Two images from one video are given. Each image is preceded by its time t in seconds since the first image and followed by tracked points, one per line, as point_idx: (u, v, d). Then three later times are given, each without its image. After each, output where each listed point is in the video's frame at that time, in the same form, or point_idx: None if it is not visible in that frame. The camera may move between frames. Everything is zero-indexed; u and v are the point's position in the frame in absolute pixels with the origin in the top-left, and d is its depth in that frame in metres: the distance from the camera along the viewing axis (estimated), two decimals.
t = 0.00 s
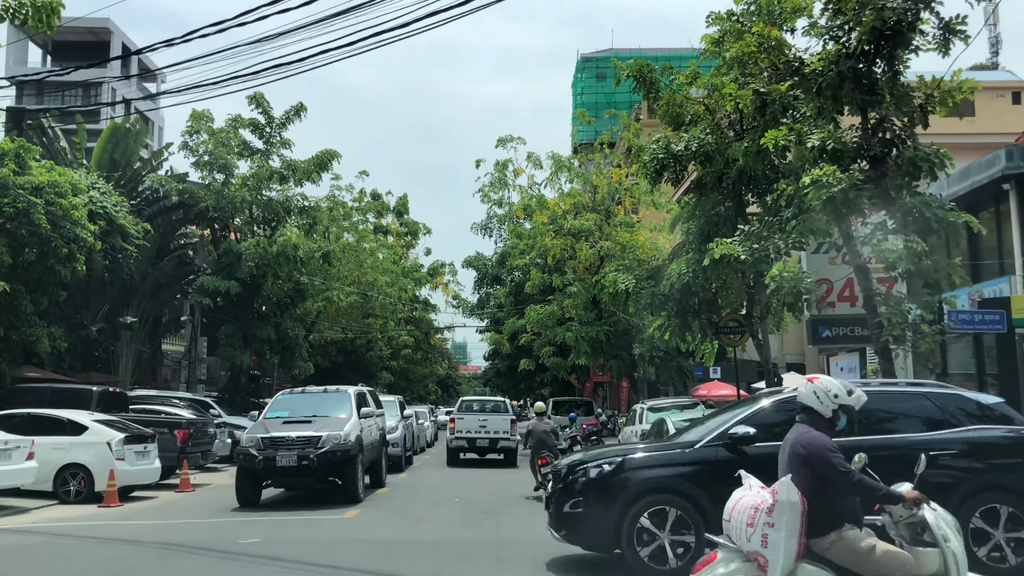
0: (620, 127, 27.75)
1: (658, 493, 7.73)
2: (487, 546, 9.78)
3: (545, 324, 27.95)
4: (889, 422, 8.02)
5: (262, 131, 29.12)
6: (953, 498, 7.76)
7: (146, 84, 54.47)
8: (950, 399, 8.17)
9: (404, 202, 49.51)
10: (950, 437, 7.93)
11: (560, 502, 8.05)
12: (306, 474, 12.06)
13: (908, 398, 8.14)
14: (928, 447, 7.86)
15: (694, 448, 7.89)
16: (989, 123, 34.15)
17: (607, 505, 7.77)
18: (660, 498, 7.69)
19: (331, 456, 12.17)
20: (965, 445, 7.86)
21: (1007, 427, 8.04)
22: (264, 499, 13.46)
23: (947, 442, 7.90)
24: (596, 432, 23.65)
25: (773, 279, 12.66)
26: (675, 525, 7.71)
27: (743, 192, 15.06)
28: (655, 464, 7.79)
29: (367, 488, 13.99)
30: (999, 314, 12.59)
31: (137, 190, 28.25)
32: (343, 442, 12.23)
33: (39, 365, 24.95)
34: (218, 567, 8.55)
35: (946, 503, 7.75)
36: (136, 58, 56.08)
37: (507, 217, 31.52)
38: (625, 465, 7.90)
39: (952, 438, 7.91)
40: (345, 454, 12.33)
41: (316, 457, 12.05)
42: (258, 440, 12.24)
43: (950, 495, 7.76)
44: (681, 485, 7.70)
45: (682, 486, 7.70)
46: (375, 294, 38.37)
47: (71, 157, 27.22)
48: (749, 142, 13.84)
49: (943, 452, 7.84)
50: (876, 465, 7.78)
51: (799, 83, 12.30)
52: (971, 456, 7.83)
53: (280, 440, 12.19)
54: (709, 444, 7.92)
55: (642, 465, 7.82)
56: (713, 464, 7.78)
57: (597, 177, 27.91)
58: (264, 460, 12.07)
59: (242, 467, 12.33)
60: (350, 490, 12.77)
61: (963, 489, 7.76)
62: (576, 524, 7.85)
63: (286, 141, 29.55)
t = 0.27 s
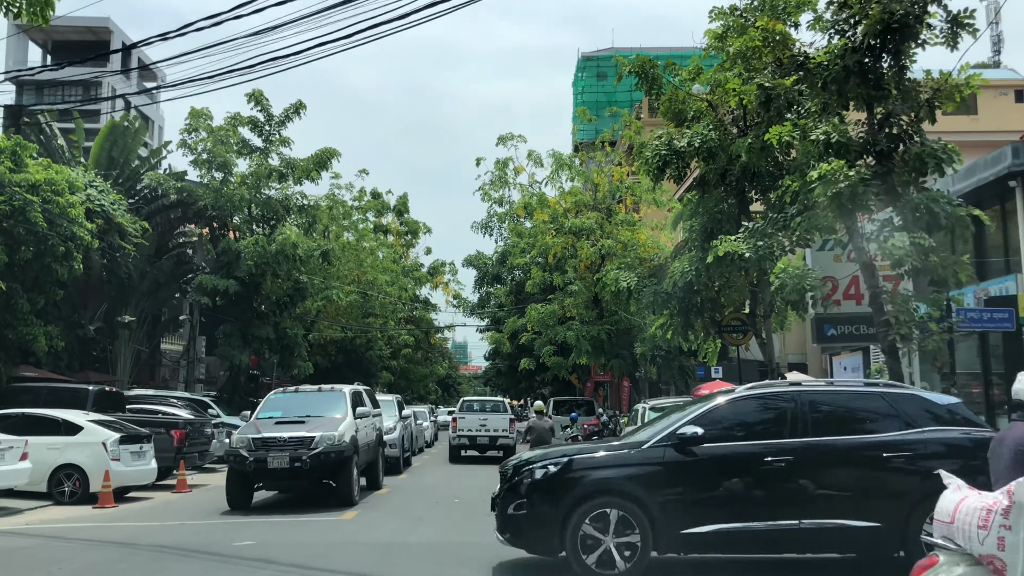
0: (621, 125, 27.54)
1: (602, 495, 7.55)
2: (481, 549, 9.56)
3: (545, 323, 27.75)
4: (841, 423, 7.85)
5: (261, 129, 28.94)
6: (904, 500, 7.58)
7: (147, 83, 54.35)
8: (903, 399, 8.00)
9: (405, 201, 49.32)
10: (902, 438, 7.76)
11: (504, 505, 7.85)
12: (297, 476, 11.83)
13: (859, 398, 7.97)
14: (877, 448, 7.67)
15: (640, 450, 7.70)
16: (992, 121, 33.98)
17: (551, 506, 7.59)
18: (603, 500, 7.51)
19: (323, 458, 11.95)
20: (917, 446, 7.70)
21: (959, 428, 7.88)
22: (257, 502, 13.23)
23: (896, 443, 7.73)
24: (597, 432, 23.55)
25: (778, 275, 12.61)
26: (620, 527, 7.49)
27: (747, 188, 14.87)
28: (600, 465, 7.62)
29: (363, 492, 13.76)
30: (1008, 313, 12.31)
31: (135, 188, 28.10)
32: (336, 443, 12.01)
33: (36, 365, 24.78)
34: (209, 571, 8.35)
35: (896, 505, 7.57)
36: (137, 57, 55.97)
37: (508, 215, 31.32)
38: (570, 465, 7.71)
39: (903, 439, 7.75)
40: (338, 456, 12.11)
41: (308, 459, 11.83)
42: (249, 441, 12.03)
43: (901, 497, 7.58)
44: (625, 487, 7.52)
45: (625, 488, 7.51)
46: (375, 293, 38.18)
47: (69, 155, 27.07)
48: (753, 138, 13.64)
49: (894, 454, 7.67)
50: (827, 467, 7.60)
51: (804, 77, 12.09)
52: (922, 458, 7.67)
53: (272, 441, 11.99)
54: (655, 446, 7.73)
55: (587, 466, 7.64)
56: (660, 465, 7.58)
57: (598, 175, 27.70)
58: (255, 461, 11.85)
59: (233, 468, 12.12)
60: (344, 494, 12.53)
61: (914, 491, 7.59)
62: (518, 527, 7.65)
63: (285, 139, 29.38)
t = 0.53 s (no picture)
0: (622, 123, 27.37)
1: (535, 498, 7.28)
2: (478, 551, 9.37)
3: (546, 322, 27.57)
4: (785, 424, 7.60)
5: (260, 127, 28.77)
6: (847, 503, 7.36)
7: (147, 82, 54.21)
8: (846, 399, 7.76)
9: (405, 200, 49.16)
10: (845, 439, 7.53)
11: (436, 508, 7.55)
12: (290, 478, 11.65)
13: (802, 398, 7.72)
14: (818, 450, 7.44)
15: (576, 451, 7.42)
16: (995, 119, 33.74)
17: (484, 509, 7.30)
18: (536, 503, 7.24)
19: (316, 460, 11.77)
20: (860, 448, 7.48)
21: (904, 428, 7.67)
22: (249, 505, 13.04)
23: (838, 444, 7.50)
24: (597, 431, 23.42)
25: (782, 273, 12.23)
26: (553, 531, 7.21)
27: (750, 185, 14.70)
28: (534, 467, 7.33)
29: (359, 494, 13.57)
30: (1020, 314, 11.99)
31: (133, 186, 27.95)
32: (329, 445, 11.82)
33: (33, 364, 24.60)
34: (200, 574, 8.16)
35: (838, 508, 7.35)
36: (137, 57, 55.85)
37: (507, 214, 31.12)
38: (503, 466, 7.43)
39: (846, 440, 7.52)
40: (332, 458, 11.93)
41: (301, 461, 11.65)
42: (240, 442, 11.83)
43: (843, 499, 7.36)
44: (560, 490, 7.25)
45: (560, 490, 7.24)
46: (375, 293, 38.01)
47: (67, 153, 26.91)
48: (757, 135, 13.49)
49: (837, 455, 7.44)
50: (769, 469, 7.35)
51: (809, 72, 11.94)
52: (866, 460, 7.44)
53: (263, 442, 11.79)
54: (591, 447, 7.44)
55: (522, 468, 7.35)
56: (596, 468, 7.30)
57: (600, 173, 27.52)
58: (246, 462, 11.64)
59: (224, 470, 11.91)
60: (338, 496, 12.37)
61: (856, 494, 7.37)
62: (450, 531, 7.36)
63: (284, 137, 29.20)
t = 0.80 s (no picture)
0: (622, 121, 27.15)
1: (457, 502, 6.78)
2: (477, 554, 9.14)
3: (547, 322, 27.34)
4: (716, 425, 7.14)
5: (258, 125, 28.58)
6: (779, 507, 6.91)
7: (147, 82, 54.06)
8: (784, 398, 7.31)
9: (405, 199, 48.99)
10: (774, 439, 7.07)
11: (356, 512, 7.06)
12: (282, 481, 11.44)
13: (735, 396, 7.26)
14: (752, 452, 6.97)
15: (500, 452, 6.92)
16: (999, 118, 33.57)
17: (402, 514, 6.81)
18: (456, 508, 6.74)
19: (308, 462, 11.55)
20: (794, 450, 7.03)
21: (840, 428, 7.23)
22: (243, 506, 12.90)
23: (773, 446, 7.03)
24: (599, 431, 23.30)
25: (789, 272, 12.04)
26: (473, 537, 6.71)
27: (753, 183, 14.48)
28: (454, 470, 6.82)
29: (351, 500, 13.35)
30: None
31: (131, 185, 27.78)
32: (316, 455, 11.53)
33: (30, 363, 24.41)
34: None
35: (770, 512, 6.90)
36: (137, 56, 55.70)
37: (508, 213, 30.90)
38: (424, 469, 6.92)
39: (780, 440, 7.06)
40: (325, 460, 11.70)
41: (293, 463, 11.44)
42: (229, 444, 11.63)
43: (775, 503, 6.91)
44: (481, 493, 6.75)
45: (483, 495, 6.74)
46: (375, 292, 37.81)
47: (64, 151, 26.72)
48: (760, 131, 13.27)
49: (769, 456, 6.98)
50: (697, 472, 6.89)
51: (814, 67, 11.72)
52: (803, 463, 6.99)
53: (254, 444, 11.59)
54: (516, 449, 6.95)
55: (444, 470, 6.84)
56: (520, 471, 6.81)
57: (600, 172, 27.31)
58: (237, 465, 11.43)
59: (213, 473, 11.68)
60: (331, 499, 12.13)
61: (789, 498, 6.92)
62: (368, 537, 6.86)
63: (283, 136, 29.00)
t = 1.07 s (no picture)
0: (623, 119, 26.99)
1: (366, 506, 6.62)
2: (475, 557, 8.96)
3: (548, 321, 27.17)
4: (637, 428, 6.88)
5: (257, 123, 28.44)
6: (697, 509, 6.63)
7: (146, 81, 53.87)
8: (705, 396, 7.07)
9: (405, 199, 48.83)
10: (693, 441, 6.82)
11: (265, 516, 6.87)
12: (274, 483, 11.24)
13: (657, 399, 7.02)
14: (670, 454, 6.73)
15: (411, 455, 6.73)
16: (1002, 117, 33.41)
17: (309, 519, 6.63)
18: (366, 512, 6.56)
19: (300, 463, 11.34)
20: (715, 451, 6.78)
21: (766, 430, 6.98)
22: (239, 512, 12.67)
23: (692, 446, 6.78)
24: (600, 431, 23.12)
25: (794, 271, 11.89)
26: (383, 542, 6.54)
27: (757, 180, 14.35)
28: (364, 474, 6.65)
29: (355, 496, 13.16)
30: None
31: (129, 184, 27.67)
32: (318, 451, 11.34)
33: (27, 363, 24.24)
34: None
35: (689, 514, 6.62)
36: (136, 56, 55.54)
37: (508, 212, 30.73)
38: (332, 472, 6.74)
39: (702, 442, 6.81)
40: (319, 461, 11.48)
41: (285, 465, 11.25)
42: (221, 445, 11.49)
43: (694, 505, 6.64)
44: (392, 498, 6.58)
45: (394, 498, 6.56)
46: (375, 292, 37.66)
47: (63, 150, 26.56)
48: (764, 128, 13.13)
49: (688, 458, 6.73)
50: (613, 474, 6.63)
51: (820, 62, 11.58)
52: (727, 463, 6.74)
53: (246, 445, 11.43)
54: (427, 452, 6.75)
55: (353, 474, 6.66)
56: (431, 475, 6.62)
57: (601, 171, 27.16)
58: (228, 467, 11.27)
59: (205, 475, 11.51)
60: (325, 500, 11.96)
61: (707, 500, 6.65)
62: (277, 542, 6.67)
63: (282, 134, 28.85)
